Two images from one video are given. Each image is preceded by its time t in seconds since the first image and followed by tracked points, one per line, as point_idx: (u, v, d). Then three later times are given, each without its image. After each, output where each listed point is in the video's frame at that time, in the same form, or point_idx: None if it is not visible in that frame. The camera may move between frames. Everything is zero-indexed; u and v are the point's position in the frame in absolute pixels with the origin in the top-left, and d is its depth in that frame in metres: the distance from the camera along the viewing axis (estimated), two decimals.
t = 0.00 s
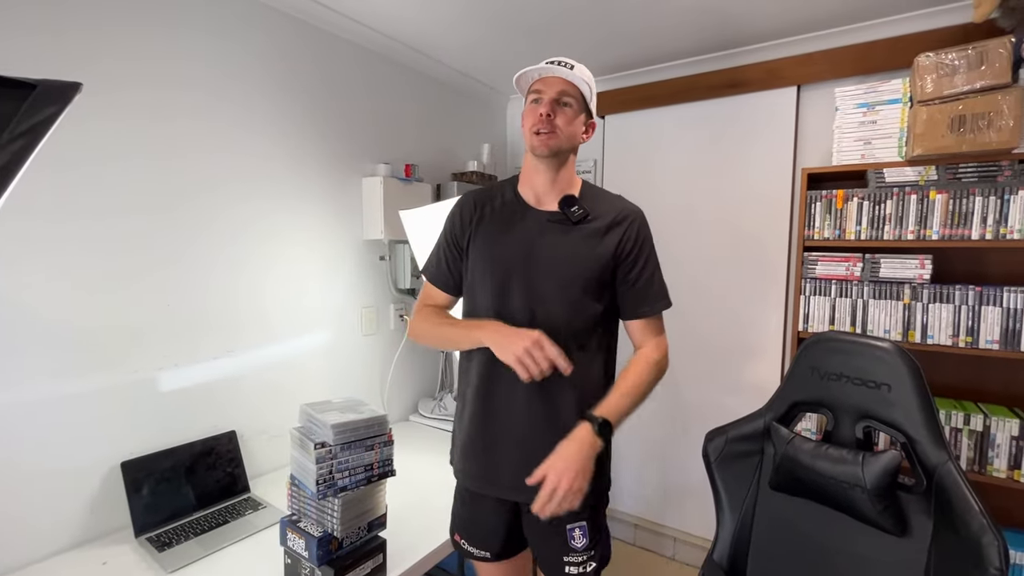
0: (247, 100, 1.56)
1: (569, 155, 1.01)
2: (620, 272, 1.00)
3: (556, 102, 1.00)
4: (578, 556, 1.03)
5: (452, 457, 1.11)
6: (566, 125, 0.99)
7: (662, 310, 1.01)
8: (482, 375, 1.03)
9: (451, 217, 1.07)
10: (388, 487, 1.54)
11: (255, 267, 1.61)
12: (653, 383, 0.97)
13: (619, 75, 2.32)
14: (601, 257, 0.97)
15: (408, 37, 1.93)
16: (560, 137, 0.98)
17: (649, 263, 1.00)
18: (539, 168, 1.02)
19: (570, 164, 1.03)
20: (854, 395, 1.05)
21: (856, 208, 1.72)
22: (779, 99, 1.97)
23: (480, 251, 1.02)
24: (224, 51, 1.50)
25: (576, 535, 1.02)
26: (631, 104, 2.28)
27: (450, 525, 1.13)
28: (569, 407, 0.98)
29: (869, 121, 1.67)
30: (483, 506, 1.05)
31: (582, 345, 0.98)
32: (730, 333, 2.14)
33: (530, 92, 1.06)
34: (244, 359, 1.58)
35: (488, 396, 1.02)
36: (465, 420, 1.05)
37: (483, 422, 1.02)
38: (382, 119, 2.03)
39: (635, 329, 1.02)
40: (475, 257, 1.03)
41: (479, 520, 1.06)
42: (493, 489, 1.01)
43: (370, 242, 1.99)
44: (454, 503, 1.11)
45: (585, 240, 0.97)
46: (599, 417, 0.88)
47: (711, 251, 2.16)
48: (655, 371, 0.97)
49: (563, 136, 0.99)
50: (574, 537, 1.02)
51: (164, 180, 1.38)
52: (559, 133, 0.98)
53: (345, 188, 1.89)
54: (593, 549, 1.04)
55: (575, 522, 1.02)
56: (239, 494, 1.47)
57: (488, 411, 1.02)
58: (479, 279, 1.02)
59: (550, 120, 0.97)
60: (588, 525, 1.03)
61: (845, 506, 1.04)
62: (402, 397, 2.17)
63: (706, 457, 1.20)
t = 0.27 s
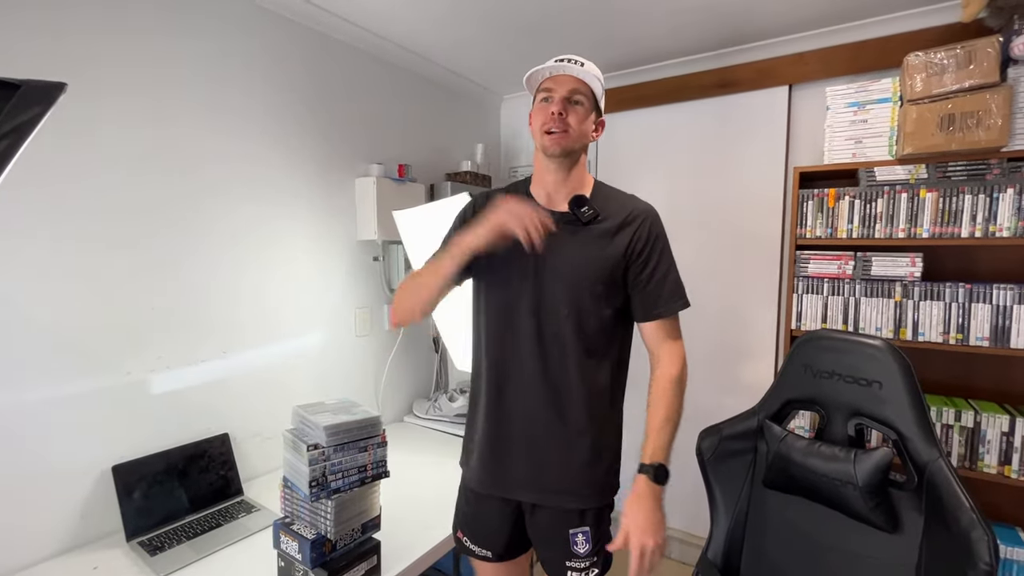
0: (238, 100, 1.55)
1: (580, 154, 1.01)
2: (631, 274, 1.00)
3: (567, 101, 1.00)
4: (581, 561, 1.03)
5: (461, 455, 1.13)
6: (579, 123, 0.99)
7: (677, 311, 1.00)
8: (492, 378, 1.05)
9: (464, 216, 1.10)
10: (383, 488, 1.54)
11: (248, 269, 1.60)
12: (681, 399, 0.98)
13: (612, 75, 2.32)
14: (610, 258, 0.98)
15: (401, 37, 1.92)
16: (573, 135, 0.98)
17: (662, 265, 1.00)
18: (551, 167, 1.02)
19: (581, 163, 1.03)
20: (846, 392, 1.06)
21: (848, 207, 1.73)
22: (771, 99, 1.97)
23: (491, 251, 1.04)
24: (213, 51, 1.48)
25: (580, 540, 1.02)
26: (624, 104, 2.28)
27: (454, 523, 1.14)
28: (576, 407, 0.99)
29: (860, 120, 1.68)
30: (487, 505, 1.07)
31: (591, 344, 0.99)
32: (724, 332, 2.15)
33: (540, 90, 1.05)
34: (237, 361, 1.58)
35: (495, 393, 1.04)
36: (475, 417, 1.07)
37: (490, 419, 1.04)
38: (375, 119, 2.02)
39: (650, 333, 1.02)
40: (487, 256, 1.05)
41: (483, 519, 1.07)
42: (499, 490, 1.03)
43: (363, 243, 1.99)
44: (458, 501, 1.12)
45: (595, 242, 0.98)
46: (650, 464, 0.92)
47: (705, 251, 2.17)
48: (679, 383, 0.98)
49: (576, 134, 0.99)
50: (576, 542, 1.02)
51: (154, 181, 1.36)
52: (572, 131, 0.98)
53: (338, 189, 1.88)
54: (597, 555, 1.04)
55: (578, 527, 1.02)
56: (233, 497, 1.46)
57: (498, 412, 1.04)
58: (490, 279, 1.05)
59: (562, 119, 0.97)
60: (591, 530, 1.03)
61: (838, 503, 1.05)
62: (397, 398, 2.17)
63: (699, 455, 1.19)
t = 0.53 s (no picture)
0: (231, 100, 1.54)
1: (601, 160, 1.01)
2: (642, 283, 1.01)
3: (593, 106, 0.98)
4: (582, 555, 1.03)
5: (459, 452, 1.13)
6: (604, 130, 0.98)
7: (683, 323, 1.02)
8: (497, 376, 1.04)
9: (476, 210, 1.10)
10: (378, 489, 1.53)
11: (241, 269, 1.60)
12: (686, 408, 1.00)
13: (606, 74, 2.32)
14: (626, 268, 0.98)
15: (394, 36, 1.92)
16: (596, 144, 0.98)
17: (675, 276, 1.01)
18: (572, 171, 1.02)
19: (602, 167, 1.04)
20: (837, 390, 1.06)
21: (841, 205, 1.73)
22: (764, 97, 1.98)
23: (502, 249, 1.05)
24: (205, 50, 1.47)
25: (581, 535, 1.03)
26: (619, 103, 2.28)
27: (455, 519, 1.15)
28: (582, 409, 1.00)
29: (852, 118, 1.69)
30: (486, 502, 1.07)
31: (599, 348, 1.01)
32: (719, 330, 2.16)
33: (563, 87, 1.02)
34: (231, 361, 1.57)
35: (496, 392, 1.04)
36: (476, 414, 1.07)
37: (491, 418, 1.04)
38: (369, 119, 2.02)
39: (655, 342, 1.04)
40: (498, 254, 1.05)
41: (483, 516, 1.08)
42: (498, 486, 1.03)
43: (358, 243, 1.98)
44: (460, 497, 1.13)
45: (608, 248, 0.98)
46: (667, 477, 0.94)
47: (699, 249, 2.17)
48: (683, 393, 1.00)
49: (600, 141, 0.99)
50: (578, 536, 1.03)
51: (145, 181, 1.35)
52: (596, 140, 0.98)
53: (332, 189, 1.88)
54: (598, 548, 1.05)
55: (579, 521, 1.02)
56: (227, 498, 1.46)
57: (503, 410, 1.04)
58: (499, 277, 1.05)
59: (587, 128, 0.96)
60: (593, 525, 1.03)
61: (830, 500, 1.05)
62: (392, 398, 2.16)
63: (693, 454, 1.20)
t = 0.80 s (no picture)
0: (229, 100, 1.54)
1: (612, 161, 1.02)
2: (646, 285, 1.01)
3: (608, 106, 1.00)
4: (585, 551, 1.04)
5: (465, 448, 1.14)
6: (617, 131, 1.00)
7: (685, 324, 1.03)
8: (503, 374, 1.05)
9: (482, 209, 1.10)
10: (377, 487, 1.54)
11: (240, 269, 1.60)
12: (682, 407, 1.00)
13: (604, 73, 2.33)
14: (632, 269, 0.98)
15: (392, 35, 1.92)
16: (609, 144, 0.99)
17: (680, 278, 1.01)
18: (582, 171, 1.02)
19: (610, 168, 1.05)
20: (834, 387, 1.07)
21: (837, 203, 1.74)
22: (761, 96, 1.99)
23: (506, 249, 1.05)
24: (202, 50, 1.47)
25: (584, 530, 1.03)
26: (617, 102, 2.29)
27: (457, 514, 1.16)
28: (586, 409, 1.01)
29: (849, 117, 1.70)
30: (490, 499, 1.08)
31: (603, 350, 1.01)
32: (717, 329, 2.16)
33: (578, 85, 1.02)
34: (230, 361, 1.57)
35: (502, 389, 1.05)
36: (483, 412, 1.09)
37: (496, 415, 1.06)
38: (367, 119, 2.02)
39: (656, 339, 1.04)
40: (503, 253, 1.06)
41: (486, 513, 1.08)
42: (502, 483, 1.04)
43: (356, 242, 1.98)
44: (462, 494, 1.14)
45: (613, 249, 0.99)
46: (654, 472, 0.95)
47: (697, 248, 2.18)
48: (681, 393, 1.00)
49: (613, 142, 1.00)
50: (581, 532, 1.03)
51: (144, 181, 1.36)
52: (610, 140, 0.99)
53: (331, 188, 1.88)
54: (602, 544, 1.05)
55: (582, 517, 1.03)
56: (226, 497, 1.46)
57: (508, 407, 1.04)
58: (504, 278, 1.06)
59: (602, 128, 0.97)
60: (596, 521, 1.04)
61: (827, 496, 1.06)
62: (391, 397, 2.17)
63: (693, 450, 1.21)
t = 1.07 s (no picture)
0: (227, 97, 1.54)
1: (611, 160, 1.02)
2: (646, 282, 1.01)
3: (609, 104, 0.99)
4: (584, 550, 1.04)
5: (466, 445, 1.14)
6: (616, 130, 1.00)
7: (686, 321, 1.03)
8: (503, 372, 1.05)
9: (481, 206, 1.10)
10: (377, 484, 1.54)
11: (239, 267, 1.60)
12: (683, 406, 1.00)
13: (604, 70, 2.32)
14: (631, 266, 0.98)
15: (391, 31, 1.91)
16: (608, 143, 0.99)
17: (680, 276, 1.01)
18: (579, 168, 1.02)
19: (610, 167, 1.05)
20: (832, 383, 1.07)
21: (837, 200, 1.74)
22: (761, 93, 1.98)
23: (505, 246, 1.05)
24: (200, 46, 1.47)
25: (583, 529, 1.03)
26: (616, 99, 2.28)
27: (460, 509, 1.16)
28: (586, 407, 1.01)
29: (848, 114, 1.70)
30: (490, 497, 1.08)
31: (603, 347, 1.01)
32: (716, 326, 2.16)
33: (581, 83, 1.03)
34: (229, 358, 1.57)
35: (501, 387, 1.05)
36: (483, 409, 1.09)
37: (496, 412, 1.06)
38: (367, 116, 2.02)
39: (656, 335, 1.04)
40: (501, 250, 1.06)
41: (487, 510, 1.09)
42: (502, 481, 1.05)
43: (355, 239, 1.98)
44: (462, 491, 1.14)
45: (612, 245, 0.99)
46: (655, 473, 0.95)
47: (696, 245, 2.18)
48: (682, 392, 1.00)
49: (613, 141, 1.00)
50: (580, 531, 1.03)
51: (143, 178, 1.35)
52: (609, 139, 0.99)
53: (330, 186, 1.88)
54: (600, 543, 1.05)
55: (580, 516, 1.03)
56: (226, 495, 1.46)
57: (508, 404, 1.05)
58: (503, 274, 1.06)
59: (601, 126, 0.97)
60: (594, 520, 1.04)
61: (826, 492, 1.06)
62: (391, 394, 2.17)
63: (691, 447, 1.21)
